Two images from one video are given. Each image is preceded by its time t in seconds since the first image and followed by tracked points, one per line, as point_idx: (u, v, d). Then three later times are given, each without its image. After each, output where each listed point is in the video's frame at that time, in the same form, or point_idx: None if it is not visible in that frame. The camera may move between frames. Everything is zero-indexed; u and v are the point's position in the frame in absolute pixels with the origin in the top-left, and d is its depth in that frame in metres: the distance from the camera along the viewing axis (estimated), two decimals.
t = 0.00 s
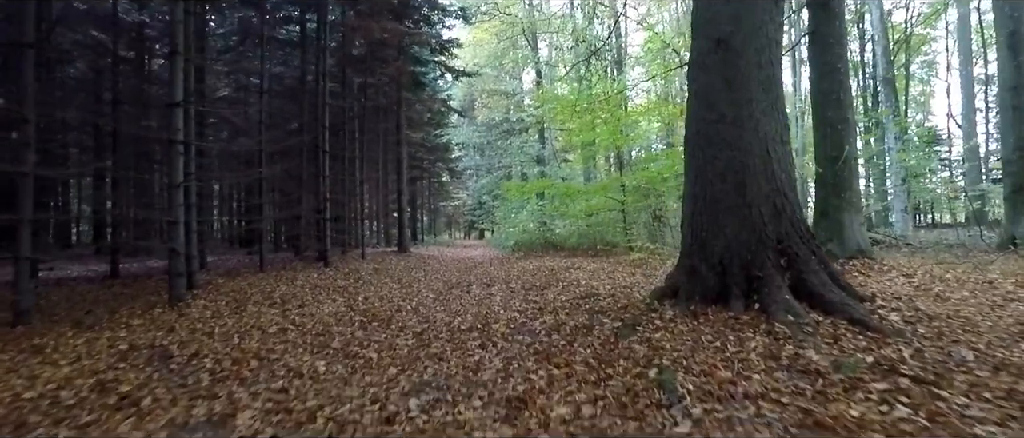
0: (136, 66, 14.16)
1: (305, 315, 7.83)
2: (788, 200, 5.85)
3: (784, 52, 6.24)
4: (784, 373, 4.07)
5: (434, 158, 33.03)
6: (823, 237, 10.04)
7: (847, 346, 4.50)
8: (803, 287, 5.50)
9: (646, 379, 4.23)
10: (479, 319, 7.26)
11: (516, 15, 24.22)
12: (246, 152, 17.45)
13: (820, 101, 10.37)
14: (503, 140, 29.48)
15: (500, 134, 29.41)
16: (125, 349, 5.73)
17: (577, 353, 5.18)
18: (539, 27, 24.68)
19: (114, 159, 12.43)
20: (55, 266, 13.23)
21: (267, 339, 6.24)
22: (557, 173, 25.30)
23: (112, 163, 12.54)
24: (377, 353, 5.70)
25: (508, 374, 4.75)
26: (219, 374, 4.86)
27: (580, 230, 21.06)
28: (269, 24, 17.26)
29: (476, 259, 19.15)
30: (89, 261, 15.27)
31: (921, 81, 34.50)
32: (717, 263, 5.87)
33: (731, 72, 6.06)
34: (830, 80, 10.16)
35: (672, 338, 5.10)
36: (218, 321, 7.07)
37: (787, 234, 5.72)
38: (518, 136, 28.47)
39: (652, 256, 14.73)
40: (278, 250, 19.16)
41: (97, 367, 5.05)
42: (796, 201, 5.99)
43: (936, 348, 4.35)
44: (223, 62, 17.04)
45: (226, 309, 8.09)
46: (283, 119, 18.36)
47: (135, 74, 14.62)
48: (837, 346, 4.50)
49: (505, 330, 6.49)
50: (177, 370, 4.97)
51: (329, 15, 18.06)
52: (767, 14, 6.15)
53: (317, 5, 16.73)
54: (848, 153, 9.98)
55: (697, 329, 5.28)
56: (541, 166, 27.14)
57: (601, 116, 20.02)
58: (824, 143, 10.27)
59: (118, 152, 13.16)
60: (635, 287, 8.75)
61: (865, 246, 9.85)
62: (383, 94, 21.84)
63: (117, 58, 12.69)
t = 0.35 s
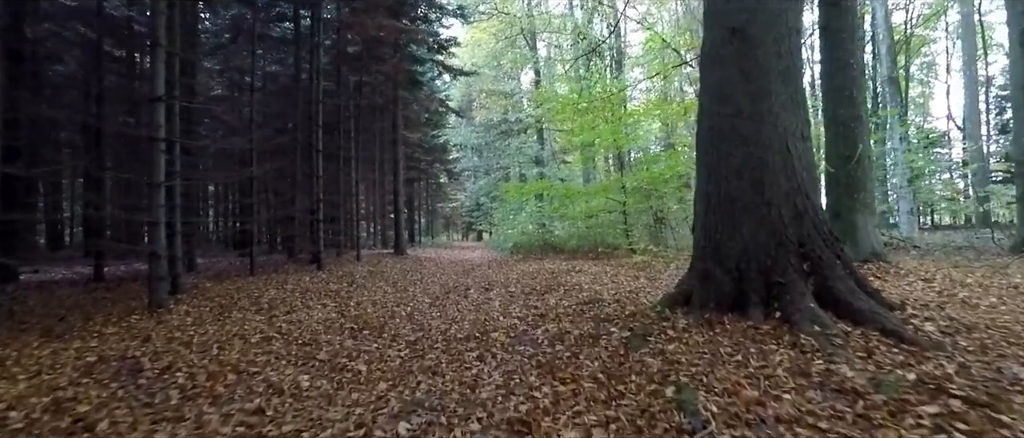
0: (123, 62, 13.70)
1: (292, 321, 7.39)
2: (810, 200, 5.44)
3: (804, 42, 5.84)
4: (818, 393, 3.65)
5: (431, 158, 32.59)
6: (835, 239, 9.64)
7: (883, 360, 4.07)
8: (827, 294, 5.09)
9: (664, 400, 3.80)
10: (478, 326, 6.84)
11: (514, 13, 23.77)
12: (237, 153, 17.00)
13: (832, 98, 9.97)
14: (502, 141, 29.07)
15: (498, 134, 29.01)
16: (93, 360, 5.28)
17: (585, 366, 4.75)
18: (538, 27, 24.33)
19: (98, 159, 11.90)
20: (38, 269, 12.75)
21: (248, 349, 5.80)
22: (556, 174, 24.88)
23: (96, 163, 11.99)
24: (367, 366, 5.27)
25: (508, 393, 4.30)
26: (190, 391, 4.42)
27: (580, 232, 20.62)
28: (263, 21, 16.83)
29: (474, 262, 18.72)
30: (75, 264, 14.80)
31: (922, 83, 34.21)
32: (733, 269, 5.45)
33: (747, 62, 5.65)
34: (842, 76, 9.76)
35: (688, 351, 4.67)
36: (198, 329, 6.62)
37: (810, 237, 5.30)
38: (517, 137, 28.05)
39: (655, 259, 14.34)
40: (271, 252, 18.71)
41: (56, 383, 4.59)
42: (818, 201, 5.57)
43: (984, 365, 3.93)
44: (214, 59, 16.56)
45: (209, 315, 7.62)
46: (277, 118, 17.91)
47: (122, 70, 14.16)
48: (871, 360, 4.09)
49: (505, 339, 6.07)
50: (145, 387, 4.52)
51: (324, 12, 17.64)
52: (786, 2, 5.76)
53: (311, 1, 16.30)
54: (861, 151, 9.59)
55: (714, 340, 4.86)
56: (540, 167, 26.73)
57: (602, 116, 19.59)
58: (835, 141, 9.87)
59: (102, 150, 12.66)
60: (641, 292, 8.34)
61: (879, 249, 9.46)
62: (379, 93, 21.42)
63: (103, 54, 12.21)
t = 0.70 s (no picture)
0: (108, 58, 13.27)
1: (280, 326, 7.00)
2: (832, 197, 5.09)
3: (824, 29, 5.48)
4: (855, 411, 3.28)
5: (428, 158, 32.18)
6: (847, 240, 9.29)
7: (921, 372, 3.71)
8: (853, 298, 4.73)
9: (682, 418, 3.43)
10: (476, 331, 6.46)
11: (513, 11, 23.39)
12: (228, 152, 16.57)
13: (842, 93, 9.63)
14: (500, 140, 28.67)
15: (496, 133, 28.62)
16: (60, 370, 4.89)
17: (593, 379, 4.39)
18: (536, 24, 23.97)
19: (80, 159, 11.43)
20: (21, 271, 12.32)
21: (230, 357, 5.42)
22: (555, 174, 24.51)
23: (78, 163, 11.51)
24: (356, 376, 4.89)
25: (509, 409, 3.93)
26: (160, 406, 4.03)
27: (580, 232, 20.26)
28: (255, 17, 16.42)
29: (472, 262, 18.38)
30: (60, 264, 14.37)
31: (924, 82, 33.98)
32: (750, 271, 5.09)
33: (764, 50, 5.30)
34: (853, 70, 9.41)
35: (704, 362, 4.31)
36: (179, 335, 6.23)
37: (833, 237, 4.95)
38: (515, 136, 27.64)
39: (657, 260, 14.00)
40: (264, 252, 18.29)
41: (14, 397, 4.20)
42: (840, 198, 5.21)
43: None
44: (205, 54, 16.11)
45: (192, 320, 7.23)
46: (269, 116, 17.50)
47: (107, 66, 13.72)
48: (908, 372, 3.72)
49: (505, 346, 5.68)
50: (113, 401, 4.14)
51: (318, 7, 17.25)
52: None
53: None
54: (873, 149, 9.25)
55: (732, 348, 4.51)
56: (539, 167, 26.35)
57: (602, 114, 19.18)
58: (846, 138, 9.52)
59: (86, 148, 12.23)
60: (646, 294, 7.98)
61: (892, 250, 9.12)
62: (375, 91, 21.03)
63: (87, 48, 11.79)
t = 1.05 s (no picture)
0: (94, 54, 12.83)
1: (267, 335, 6.61)
2: (858, 198, 4.73)
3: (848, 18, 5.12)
4: None
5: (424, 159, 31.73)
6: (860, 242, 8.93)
7: (969, 392, 3.36)
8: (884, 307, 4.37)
9: None
10: (475, 341, 6.08)
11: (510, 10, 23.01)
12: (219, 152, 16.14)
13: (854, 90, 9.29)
14: (497, 141, 28.27)
15: (493, 133, 28.22)
16: (21, 388, 4.50)
17: (603, 398, 4.01)
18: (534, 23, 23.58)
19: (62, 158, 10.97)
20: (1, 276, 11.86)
21: (210, 371, 5.04)
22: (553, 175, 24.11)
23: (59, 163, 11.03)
24: (345, 393, 4.51)
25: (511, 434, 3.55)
26: (125, 432, 3.65)
27: (579, 234, 19.88)
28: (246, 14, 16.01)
29: (469, 265, 17.98)
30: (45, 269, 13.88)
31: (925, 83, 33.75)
32: (771, 278, 4.73)
33: (785, 39, 4.95)
34: (866, 66, 9.06)
35: (725, 379, 3.94)
36: (157, 346, 5.83)
37: (861, 241, 4.59)
38: (513, 136, 27.21)
39: (661, 264, 13.64)
40: (257, 255, 17.86)
41: None
42: (867, 198, 4.85)
43: None
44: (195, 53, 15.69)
45: (174, 329, 6.82)
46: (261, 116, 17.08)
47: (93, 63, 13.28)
48: (954, 392, 3.36)
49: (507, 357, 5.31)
50: (73, 425, 3.75)
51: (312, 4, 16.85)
52: None
53: None
54: (886, 148, 8.90)
55: (755, 363, 4.14)
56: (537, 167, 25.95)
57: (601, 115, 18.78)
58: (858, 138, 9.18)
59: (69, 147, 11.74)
60: (653, 301, 7.61)
61: (906, 253, 8.77)
62: (370, 91, 20.61)
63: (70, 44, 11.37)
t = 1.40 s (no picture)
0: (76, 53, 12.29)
1: (251, 339, 6.24)
2: (886, 193, 4.39)
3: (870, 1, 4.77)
4: None
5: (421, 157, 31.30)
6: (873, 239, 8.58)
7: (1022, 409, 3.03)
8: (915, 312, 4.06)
9: None
10: (472, 347, 5.72)
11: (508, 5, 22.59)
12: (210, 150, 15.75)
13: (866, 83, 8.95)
14: (495, 138, 27.87)
15: (491, 131, 27.79)
16: None
17: (612, 414, 3.67)
18: (534, 20, 23.13)
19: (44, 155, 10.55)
20: None
21: (185, 381, 4.66)
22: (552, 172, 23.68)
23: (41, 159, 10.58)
24: (330, 407, 4.15)
25: None
26: None
27: (578, 233, 19.51)
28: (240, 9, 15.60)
29: (466, 265, 17.61)
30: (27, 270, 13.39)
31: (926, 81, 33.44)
32: (791, 281, 4.40)
33: (804, 23, 4.61)
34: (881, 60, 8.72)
35: (747, 393, 3.60)
36: (131, 354, 5.44)
37: (888, 239, 4.27)
38: (511, 134, 26.78)
39: (663, 263, 13.28)
40: (249, 254, 17.46)
41: None
42: (894, 194, 4.51)
43: None
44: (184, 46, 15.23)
45: (152, 333, 6.44)
46: (252, 112, 16.66)
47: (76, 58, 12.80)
48: (1005, 408, 3.04)
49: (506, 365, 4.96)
50: None
51: None
52: None
53: None
54: (899, 142, 8.56)
55: (778, 374, 3.80)
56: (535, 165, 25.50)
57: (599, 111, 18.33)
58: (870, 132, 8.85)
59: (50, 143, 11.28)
60: (660, 303, 7.27)
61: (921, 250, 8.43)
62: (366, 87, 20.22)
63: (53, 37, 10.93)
